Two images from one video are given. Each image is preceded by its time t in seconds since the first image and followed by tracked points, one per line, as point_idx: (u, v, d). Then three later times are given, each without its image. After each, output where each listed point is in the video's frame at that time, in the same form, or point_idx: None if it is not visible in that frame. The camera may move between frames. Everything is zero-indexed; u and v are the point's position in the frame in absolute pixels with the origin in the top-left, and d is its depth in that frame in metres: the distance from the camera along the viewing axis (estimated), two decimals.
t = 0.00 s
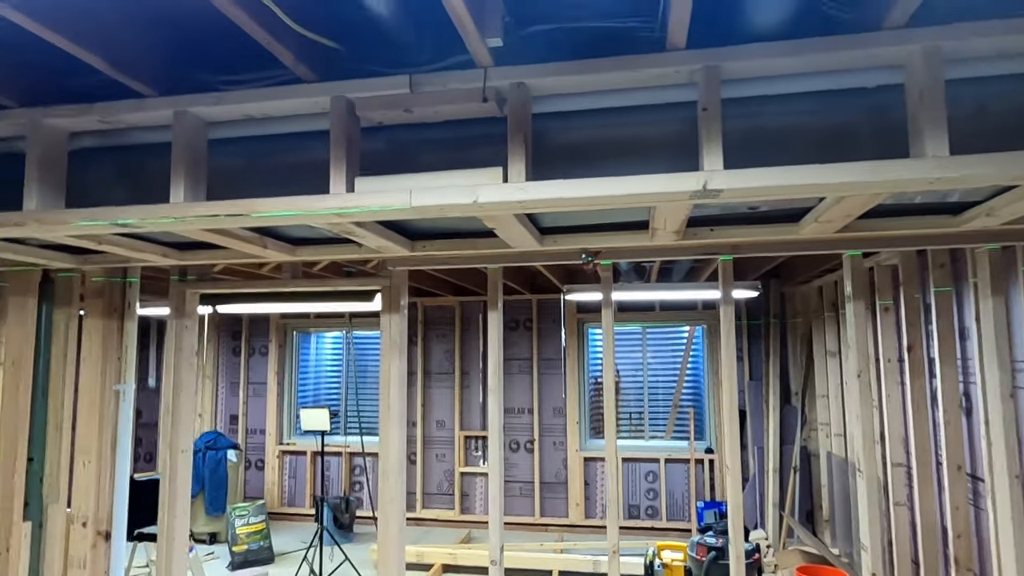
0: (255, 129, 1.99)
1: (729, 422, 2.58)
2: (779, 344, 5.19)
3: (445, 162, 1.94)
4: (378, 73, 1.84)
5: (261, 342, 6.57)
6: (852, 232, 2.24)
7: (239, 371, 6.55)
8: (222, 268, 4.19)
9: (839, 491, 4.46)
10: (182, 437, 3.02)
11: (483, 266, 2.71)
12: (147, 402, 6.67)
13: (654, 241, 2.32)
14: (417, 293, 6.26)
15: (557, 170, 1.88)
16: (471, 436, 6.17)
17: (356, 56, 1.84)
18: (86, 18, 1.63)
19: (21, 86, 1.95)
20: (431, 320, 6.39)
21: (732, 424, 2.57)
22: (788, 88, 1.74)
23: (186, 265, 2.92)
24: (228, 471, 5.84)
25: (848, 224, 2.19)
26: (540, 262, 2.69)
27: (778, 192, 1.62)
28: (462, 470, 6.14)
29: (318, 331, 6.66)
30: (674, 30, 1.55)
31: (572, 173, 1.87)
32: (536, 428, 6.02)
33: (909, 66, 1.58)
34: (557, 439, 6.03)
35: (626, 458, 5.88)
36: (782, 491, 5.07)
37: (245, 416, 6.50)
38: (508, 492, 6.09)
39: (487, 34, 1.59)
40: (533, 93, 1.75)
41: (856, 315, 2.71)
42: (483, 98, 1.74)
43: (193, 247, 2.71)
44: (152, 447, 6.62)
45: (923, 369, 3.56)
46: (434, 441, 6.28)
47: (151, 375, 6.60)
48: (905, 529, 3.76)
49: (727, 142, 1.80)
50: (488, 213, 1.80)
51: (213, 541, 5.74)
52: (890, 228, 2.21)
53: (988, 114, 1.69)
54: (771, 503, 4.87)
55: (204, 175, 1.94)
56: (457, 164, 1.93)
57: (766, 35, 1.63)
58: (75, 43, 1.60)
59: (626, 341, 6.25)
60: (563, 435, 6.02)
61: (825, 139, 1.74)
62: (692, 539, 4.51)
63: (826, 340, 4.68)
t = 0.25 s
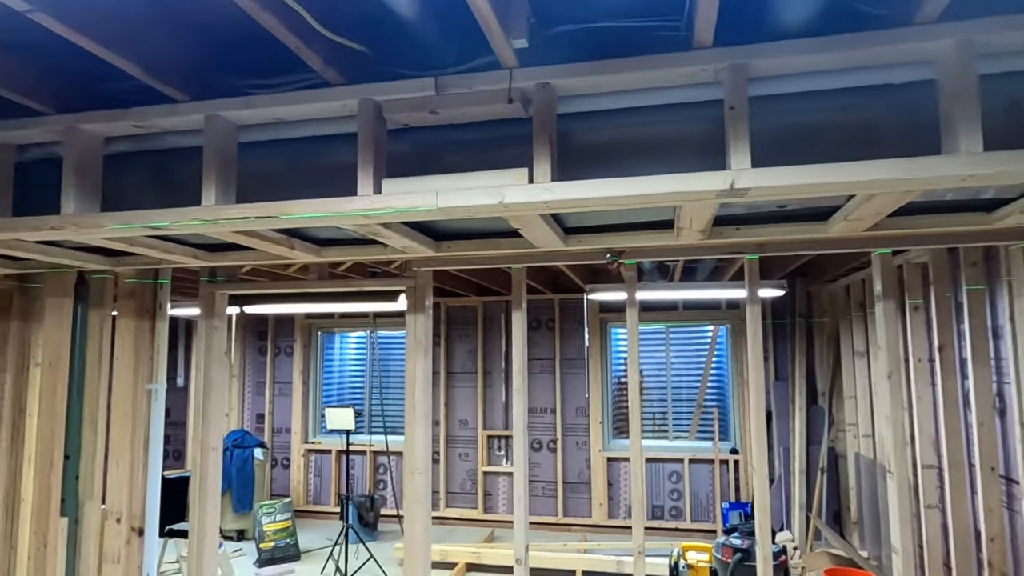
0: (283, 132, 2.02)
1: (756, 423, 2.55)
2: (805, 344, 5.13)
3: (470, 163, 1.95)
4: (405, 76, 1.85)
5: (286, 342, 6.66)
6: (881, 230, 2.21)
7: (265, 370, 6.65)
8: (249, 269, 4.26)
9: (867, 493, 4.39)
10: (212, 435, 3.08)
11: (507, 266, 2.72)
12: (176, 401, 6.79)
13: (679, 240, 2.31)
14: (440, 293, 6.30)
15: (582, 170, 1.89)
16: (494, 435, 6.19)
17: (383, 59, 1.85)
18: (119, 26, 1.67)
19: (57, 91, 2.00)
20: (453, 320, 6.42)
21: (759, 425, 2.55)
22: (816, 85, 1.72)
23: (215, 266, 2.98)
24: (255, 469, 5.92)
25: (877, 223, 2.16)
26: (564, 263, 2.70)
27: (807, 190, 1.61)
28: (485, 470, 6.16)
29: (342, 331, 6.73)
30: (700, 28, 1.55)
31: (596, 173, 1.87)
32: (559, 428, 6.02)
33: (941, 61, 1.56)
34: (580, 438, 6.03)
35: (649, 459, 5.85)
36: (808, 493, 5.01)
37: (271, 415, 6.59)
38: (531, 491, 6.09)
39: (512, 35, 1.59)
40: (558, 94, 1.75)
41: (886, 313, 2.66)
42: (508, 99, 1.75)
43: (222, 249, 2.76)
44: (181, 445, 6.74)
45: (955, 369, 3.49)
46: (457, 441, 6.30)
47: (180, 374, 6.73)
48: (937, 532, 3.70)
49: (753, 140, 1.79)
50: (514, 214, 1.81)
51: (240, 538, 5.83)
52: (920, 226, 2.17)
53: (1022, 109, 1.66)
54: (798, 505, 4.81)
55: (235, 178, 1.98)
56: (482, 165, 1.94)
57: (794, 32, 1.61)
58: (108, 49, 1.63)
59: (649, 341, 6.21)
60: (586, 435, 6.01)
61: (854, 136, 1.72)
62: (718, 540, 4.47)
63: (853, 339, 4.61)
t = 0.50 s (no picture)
0: (309, 134, 2.04)
1: (782, 423, 2.53)
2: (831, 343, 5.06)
3: (493, 163, 1.96)
4: (429, 77, 1.87)
5: (310, 342, 6.73)
6: (911, 227, 2.18)
7: (290, 370, 6.73)
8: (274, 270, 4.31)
9: (896, 495, 4.32)
10: (239, 434, 3.13)
11: (530, 266, 2.72)
12: (203, 401, 6.90)
13: (703, 239, 2.30)
14: (461, 293, 6.32)
15: (606, 169, 1.88)
16: (516, 435, 6.20)
17: (407, 61, 1.87)
18: (150, 32, 1.70)
19: (88, 96, 2.04)
20: (475, 320, 6.44)
21: (785, 425, 2.52)
22: (844, 81, 1.70)
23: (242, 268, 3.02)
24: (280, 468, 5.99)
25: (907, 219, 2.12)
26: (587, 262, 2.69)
27: (835, 187, 1.59)
28: (507, 470, 6.17)
29: (365, 331, 6.79)
30: (725, 25, 1.53)
31: (620, 172, 1.87)
32: (581, 428, 6.01)
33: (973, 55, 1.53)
34: (603, 439, 6.01)
35: (673, 459, 5.81)
36: (835, 494, 4.94)
37: (295, 415, 6.67)
38: (553, 491, 6.09)
39: (536, 35, 1.59)
40: (582, 93, 1.75)
41: (916, 312, 2.61)
42: (532, 99, 1.75)
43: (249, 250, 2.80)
44: (208, 444, 6.84)
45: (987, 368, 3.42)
46: (479, 441, 6.32)
47: (207, 374, 6.83)
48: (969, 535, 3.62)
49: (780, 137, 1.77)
50: (538, 213, 1.81)
51: (266, 536, 5.90)
52: (951, 223, 2.13)
53: None
54: (825, 506, 4.75)
55: (262, 181, 2.01)
56: (506, 165, 1.95)
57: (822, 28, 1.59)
58: (140, 55, 1.66)
59: (672, 341, 6.17)
60: (609, 435, 5.99)
61: (883, 131, 1.70)
62: (743, 542, 4.43)
63: (881, 338, 4.54)
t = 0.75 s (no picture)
0: (327, 135, 2.06)
1: (800, 422, 2.51)
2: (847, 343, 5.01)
3: (509, 162, 1.96)
4: (445, 77, 1.87)
5: (324, 341, 6.77)
6: (931, 226, 2.15)
7: (304, 369, 6.77)
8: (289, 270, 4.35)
9: (914, 496, 4.27)
10: (257, 432, 3.15)
11: (544, 265, 2.72)
12: (219, 400, 6.96)
13: (720, 238, 2.28)
14: (475, 293, 6.33)
15: (622, 168, 1.88)
16: (530, 435, 6.20)
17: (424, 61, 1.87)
18: (168, 34, 1.72)
19: (108, 98, 2.06)
20: (489, 320, 6.44)
21: (803, 425, 2.50)
22: (864, 78, 1.68)
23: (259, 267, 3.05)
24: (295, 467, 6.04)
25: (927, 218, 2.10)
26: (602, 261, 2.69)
27: (854, 186, 1.57)
28: (521, 469, 6.18)
29: (379, 330, 6.82)
30: (743, 22, 1.52)
31: (637, 171, 1.86)
32: (595, 428, 6.00)
33: (997, 51, 1.50)
34: (616, 438, 6.00)
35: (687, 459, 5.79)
36: (852, 495, 4.90)
37: (310, 413, 6.71)
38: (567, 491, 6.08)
39: (552, 35, 1.59)
40: (599, 92, 1.75)
41: (936, 311, 2.59)
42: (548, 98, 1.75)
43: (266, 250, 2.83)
44: (224, 442, 6.90)
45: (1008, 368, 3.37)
46: (493, 440, 6.33)
47: (223, 372, 6.90)
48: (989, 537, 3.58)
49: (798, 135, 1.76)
50: (554, 213, 1.81)
51: (281, 534, 5.95)
52: (972, 221, 2.10)
53: None
54: (841, 507, 4.70)
55: (280, 181, 2.02)
56: (521, 165, 1.95)
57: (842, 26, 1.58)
58: (159, 56, 1.68)
59: (686, 340, 6.14)
60: (622, 434, 5.97)
61: (904, 129, 1.68)
62: (758, 543, 4.40)
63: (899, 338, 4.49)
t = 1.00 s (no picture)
0: (346, 136, 2.07)
1: (821, 423, 2.48)
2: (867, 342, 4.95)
3: (528, 162, 1.96)
4: (464, 78, 1.88)
5: (341, 341, 6.82)
6: (955, 224, 2.12)
7: (322, 369, 6.82)
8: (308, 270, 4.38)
9: (937, 498, 4.21)
10: (277, 431, 3.18)
11: (562, 265, 2.72)
12: (238, 399, 7.04)
13: (740, 237, 2.27)
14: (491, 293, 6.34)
15: (642, 167, 1.87)
16: (546, 435, 6.20)
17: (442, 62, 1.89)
18: (190, 37, 1.74)
19: (132, 101, 2.10)
20: (504, 320, 6.45)
21: (824, 425, 2.48)
22: (888, 74, 1.66)
23: (278, 268, 3.08)
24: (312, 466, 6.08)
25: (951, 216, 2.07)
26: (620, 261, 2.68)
27: (878, 184, 1.55)
28: (537, 469, 6.18)
29: (395, 330, 6.85)
30: (765, 19, 1.51)
31: (656, 170, 1.86)
32: (611, 428, 5.98)
33: None
34: (633, 439, 5.97)
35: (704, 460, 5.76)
36: (872, 497, 4.84)
37: (327, 413, 6.75)
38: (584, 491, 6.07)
39: (572, 34, 1.59)
40: (618, 91, 1.74)
41: (960, 310, 2.56)
42: (568, 98, 1.75)
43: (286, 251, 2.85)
44: (243, 441, 6.97)
45: None
46: (509, 440, 6.33)
47: (242, 372, 6.97)
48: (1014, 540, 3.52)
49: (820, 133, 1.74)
50: (573, 213, 1.81)
51: (300, 532, 5.99)
52: (998, 218, 2.07)
53: None
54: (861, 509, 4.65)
55: (301, 182, 2.03)
56: (540, 164, 1.95)
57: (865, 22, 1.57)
58: (182, 60, 1.70)
59: (703, 340, 6.11)
60: (639, 435, 5.95)
61: (928, 126, 1.66)
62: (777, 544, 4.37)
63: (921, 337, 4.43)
